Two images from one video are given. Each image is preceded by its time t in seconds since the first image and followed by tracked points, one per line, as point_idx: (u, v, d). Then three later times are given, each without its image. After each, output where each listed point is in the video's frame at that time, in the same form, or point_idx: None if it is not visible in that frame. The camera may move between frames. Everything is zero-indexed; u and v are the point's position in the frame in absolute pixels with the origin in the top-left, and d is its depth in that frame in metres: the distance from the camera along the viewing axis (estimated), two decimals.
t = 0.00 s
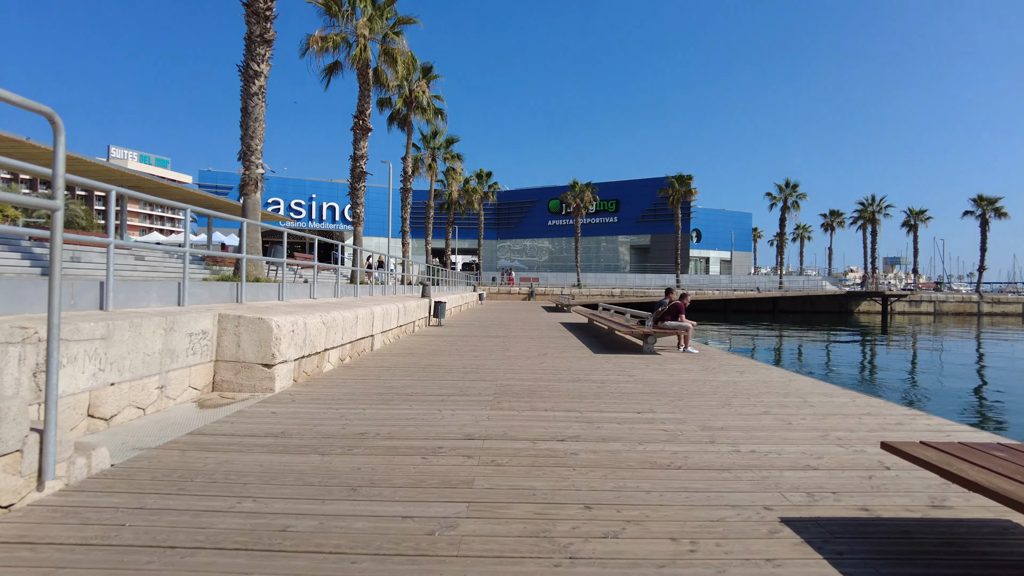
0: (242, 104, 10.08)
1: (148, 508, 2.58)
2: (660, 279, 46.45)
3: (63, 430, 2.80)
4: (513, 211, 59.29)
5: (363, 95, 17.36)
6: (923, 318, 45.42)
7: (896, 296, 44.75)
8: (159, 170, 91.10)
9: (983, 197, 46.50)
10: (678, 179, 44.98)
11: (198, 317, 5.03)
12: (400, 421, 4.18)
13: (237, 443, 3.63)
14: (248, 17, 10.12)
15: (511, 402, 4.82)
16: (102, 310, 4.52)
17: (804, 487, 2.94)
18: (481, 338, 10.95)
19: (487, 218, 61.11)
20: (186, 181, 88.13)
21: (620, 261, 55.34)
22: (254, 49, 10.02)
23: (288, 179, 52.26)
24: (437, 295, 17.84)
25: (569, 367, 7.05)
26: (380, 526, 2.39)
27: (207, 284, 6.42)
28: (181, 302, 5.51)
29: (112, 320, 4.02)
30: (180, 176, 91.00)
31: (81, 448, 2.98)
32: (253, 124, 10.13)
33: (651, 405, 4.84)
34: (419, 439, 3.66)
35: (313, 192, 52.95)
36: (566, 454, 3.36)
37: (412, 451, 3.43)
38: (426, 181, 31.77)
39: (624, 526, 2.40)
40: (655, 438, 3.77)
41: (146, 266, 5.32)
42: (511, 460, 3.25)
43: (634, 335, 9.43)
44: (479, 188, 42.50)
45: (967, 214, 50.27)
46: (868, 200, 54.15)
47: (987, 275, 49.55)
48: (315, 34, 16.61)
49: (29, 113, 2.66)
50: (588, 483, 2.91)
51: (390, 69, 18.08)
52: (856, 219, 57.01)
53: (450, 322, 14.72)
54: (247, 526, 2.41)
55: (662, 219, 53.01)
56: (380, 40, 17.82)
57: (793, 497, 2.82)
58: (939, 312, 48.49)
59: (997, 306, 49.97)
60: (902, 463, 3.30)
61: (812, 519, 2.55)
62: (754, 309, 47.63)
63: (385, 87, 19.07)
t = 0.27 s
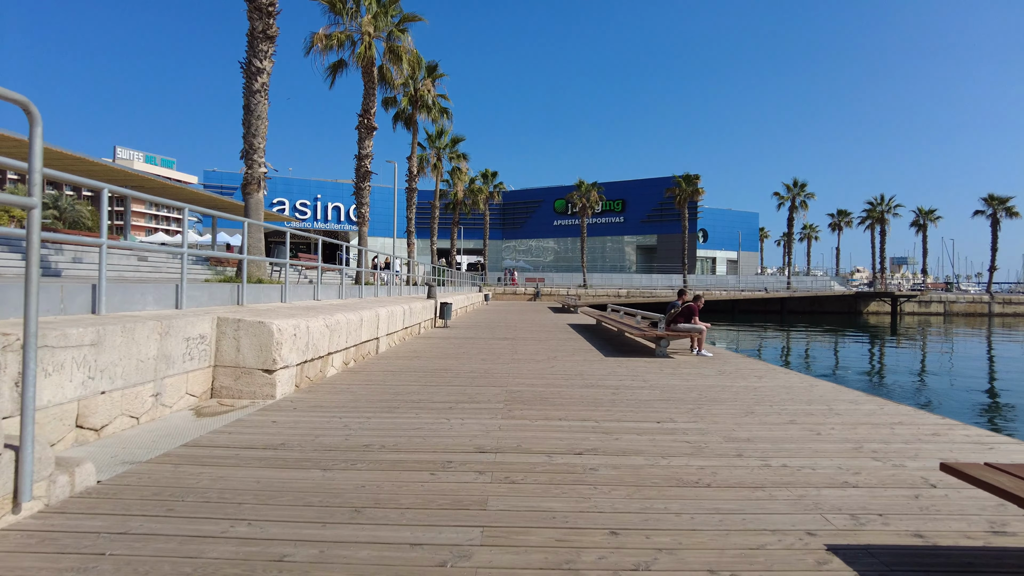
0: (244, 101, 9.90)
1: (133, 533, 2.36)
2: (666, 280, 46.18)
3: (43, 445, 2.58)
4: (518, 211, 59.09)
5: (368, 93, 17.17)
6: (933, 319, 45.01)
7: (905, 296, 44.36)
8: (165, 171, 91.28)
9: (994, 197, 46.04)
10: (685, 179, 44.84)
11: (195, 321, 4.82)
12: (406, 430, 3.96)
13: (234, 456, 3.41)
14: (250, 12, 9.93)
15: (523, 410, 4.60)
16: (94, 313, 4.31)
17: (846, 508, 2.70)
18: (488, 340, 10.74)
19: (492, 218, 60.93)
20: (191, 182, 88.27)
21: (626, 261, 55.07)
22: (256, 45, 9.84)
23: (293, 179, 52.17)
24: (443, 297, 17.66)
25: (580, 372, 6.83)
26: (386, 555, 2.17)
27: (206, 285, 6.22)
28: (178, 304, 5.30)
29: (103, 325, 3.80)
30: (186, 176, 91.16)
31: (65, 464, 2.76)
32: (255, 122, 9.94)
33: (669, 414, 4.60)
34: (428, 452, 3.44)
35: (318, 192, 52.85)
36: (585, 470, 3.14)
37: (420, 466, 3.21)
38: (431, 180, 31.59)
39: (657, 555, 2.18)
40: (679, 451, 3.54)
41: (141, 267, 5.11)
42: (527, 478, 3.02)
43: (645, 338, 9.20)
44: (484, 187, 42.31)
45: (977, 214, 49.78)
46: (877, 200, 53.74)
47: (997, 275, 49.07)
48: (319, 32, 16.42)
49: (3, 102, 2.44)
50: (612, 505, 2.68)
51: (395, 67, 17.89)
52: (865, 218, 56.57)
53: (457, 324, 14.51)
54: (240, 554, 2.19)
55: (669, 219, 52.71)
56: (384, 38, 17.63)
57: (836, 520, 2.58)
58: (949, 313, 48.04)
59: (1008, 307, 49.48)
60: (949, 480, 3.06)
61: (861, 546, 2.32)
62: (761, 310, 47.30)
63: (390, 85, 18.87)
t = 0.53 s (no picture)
0: (249, 96, 9.72)
1: (114, 555, 2.14)
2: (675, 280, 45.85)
3: (20, 456, 2.36)
4: (526, 211, 58.84)
5: (374, 91, 16.97)
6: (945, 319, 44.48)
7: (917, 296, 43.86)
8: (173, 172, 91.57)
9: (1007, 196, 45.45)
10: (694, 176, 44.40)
11: (194, 321, 4.61)
12: (414, 436, 3.74)
13: (232, 464, 3.20)
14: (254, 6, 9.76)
15: (537, 414, 4.37)
16: (88, 312, 4.10)
17: (897, 526, 2.46)
18: (497, 340, 10.51)
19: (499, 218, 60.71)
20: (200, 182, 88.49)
21: (634, 261, 54.72)
22: (261, 40, 9.68)
23: (300, 179, 52.11)
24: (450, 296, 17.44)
25: (594, 374, 6.59)
26: None
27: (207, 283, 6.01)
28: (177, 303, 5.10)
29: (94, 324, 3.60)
30: (194, 176, 91.43)
31: (46, 474, 2.55)
32: (260, 117, 9.76)
33: (691, 419, 4.37)
34: (437, 461, 3.22)
35: (325, 192, 52.77)
36: (608, 482, 2.91)
37: (430, 477, 2.98)
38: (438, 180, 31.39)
39: None
40: (707, 460, 3.30)
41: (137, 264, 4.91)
42: (546, 491, 2.79)
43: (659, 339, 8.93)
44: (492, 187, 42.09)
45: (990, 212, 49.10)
46: (888, 199, 53.20)
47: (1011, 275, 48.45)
48: (325, 29, 16.25)
49: None
50: (640, 523, 2.45)
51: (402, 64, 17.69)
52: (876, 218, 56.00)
53: (465, 324, 14.30)
54: None
55: (677, 219, 52.35)
56: (391, 34, 17.43)
57: (888, 539, 2.34)
58: (962, 313, 47.47)
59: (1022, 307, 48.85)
60: (1004, 494, 2.81)
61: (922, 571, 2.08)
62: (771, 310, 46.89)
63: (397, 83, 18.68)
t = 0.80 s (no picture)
0: (247, 94, 9.55)
1: None
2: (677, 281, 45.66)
3: None
4: (528, 211, 58.66)
5: (376, 90, 16.80)
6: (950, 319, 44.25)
7: (922, 296, 43.65)
8: (175, 172, 91.72)
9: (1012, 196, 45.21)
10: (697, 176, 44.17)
11: (186, 325, 4.43)
12: (414, 447, 3.55)
13: (220, 480, 3.00)
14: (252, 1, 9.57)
15: (543, 423, 4.18)
16: (73, 317, 3.92)
17: (941, 552, 2.25)
18: (500, 343, 10.31)
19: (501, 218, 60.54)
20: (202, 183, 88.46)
21: (637, 261, 54.51)
22: (260, 36, 9.50)
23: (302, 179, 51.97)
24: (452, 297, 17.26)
25: (601, 378, 6.40)
26: None
27: (203, 285, 5.84)
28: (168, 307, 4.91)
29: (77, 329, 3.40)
30: (197, 177, 91.38)
31: (18, 495, 2.35)
32: (259, 115, 9.57)
33: (705, 428, 4.17)
34: (439, 476, 3.03)
35: (326, 192, 52.63)
36: (621, 501, 2.71)
37: (430, 496, 2.78)
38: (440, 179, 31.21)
39: None
40: (726, 476, 3.09)
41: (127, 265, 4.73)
42: (555, 511, 2.60)
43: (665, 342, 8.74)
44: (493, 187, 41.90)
45: (994, 212, 48.83)
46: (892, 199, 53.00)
47: (1016, 276, 48.23)
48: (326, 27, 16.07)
49: None
50: (658, 549, 2.25)
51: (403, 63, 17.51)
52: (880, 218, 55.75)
53: (466, 326, 14.12)
54: None
55: (679, 219, 52.15)
56: (393, 33, 17.25)
57: (933, 569, 2.14)
58: (967, 314, 47.26)
59: None
60: None
61: None
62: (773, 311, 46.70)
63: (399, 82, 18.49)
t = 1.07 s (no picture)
0: (238, 89, 9.36)
1: None
2: (674, 281, 45.54)
3: None
4: (525, 211, 58.51)
5: (371, 87, 16.61)
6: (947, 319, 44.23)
7: (919, 296, 43.62)
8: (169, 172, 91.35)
9: (1009, 195, 45.20)
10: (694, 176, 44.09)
11: (169, 324, 4.24)
12: (405, 452, 3.38)
13: (197, 487, 2.82)
14: None
15: (540, 426, 4.01)
16: (47, 316, 3.73)
17: (970, 566, 2.09)
18: (496, 343, 10.14)
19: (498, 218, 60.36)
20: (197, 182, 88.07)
21: (634, 261, 54.38)
22: (250, 30, 9.31)
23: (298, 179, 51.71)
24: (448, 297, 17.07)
25: (600, 379, 6.23)
26: None
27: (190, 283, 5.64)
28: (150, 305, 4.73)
29: (48, 328, 3.21)
30: (192, 177, 91.02)
31: None
32: (250, 111, 9.39)
33: (709, 431, 4.00)
34: (429, 483, 2.85)
35: (322, 193, 52.37)
36: (624, 511, 2.54)
37: (420, 505, 2.60)
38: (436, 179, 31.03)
39: None
40: (733, 483, 2.93)
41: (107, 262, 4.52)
42: (554, 522, 2.42)
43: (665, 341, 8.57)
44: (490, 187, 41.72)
45: (991, 212, 48.81)
46: (890, 199, 52.98)
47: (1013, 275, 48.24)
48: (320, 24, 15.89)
49: None
50: (666, 563, 2.08)
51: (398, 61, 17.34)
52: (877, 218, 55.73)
53: (462, 326, 13.94)
54: None
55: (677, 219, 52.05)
56: (388, 30, 17.08)
57: None
58: (964, 314, 47.25)
59: None
60: None
61: None
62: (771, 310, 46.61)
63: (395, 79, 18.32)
